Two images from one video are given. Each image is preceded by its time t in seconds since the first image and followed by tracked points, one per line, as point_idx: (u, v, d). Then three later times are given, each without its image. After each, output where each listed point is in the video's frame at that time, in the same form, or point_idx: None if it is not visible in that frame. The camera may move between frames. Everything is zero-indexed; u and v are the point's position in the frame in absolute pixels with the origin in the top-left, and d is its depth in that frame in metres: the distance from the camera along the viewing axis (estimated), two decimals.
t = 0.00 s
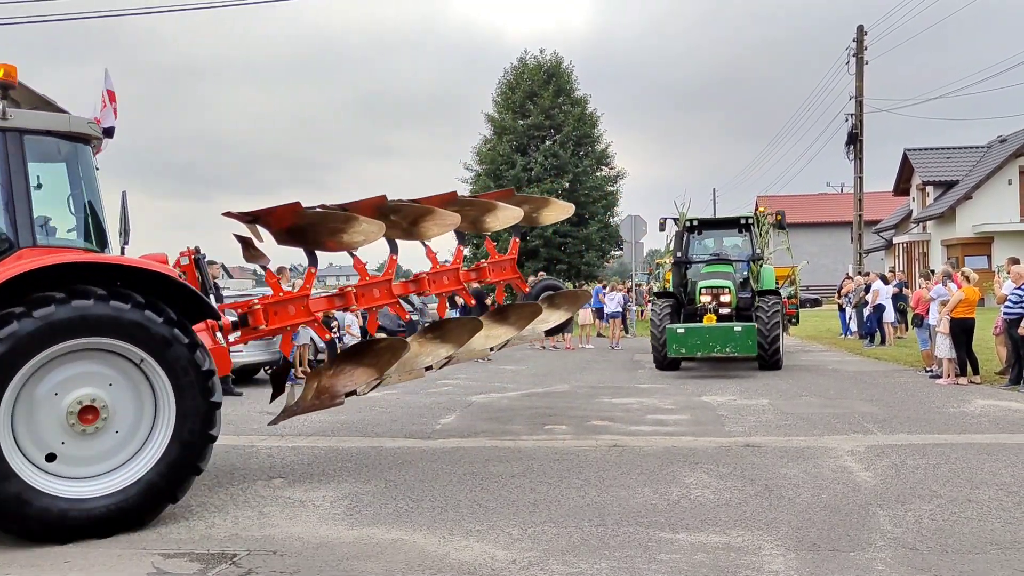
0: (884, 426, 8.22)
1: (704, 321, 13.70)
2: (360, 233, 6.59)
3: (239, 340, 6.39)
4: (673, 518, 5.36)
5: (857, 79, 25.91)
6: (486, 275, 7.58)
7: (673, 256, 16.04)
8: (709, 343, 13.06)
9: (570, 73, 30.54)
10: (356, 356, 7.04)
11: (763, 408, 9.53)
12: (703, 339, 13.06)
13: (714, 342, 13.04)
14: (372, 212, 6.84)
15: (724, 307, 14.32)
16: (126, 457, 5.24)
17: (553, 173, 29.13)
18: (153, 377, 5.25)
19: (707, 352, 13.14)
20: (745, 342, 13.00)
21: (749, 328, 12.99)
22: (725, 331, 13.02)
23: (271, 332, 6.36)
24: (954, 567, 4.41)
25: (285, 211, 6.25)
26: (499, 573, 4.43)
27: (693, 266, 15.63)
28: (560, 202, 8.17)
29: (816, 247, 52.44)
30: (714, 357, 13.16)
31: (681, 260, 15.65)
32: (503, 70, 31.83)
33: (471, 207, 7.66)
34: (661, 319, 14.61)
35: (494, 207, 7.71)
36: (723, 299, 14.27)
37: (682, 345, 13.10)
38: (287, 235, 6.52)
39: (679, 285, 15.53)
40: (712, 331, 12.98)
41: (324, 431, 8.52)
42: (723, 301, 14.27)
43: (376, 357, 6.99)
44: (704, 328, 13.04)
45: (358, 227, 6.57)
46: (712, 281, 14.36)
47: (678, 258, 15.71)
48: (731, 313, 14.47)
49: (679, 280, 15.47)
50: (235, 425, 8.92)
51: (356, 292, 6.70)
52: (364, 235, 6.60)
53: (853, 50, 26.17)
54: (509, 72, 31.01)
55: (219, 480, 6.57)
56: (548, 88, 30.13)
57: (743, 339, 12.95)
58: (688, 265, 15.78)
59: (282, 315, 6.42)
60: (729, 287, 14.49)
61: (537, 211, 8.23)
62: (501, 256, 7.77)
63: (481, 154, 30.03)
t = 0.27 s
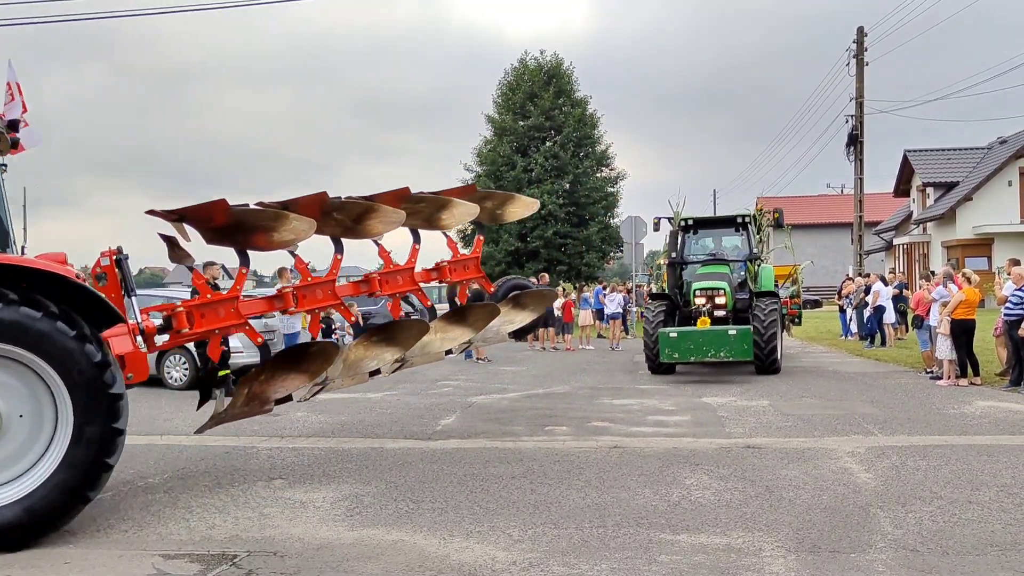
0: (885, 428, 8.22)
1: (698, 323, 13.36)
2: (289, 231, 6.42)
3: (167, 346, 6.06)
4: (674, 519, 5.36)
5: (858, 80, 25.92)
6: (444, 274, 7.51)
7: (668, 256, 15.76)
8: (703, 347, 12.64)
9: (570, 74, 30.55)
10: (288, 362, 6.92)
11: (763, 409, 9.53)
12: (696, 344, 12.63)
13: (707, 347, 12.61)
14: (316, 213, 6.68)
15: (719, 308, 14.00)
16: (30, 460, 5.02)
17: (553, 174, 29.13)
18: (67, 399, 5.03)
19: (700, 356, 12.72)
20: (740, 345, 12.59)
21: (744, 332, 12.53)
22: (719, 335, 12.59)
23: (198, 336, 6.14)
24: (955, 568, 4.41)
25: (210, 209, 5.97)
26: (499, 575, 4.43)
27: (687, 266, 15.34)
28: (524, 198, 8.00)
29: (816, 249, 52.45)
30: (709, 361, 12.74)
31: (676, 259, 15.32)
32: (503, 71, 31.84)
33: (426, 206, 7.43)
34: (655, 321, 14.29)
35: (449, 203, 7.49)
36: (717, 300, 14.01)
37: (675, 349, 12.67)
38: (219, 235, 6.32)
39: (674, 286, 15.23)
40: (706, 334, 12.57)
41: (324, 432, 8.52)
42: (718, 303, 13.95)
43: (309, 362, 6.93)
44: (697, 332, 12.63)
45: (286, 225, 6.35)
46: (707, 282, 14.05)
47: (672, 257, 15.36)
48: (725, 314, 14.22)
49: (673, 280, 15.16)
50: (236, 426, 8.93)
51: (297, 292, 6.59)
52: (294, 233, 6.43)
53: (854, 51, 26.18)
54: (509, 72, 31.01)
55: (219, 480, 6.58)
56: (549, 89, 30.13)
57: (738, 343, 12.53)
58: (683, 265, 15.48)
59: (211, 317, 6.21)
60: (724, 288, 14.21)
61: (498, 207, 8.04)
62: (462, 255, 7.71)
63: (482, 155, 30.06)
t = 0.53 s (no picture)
0: (886, 428, 8.21)
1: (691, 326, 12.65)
2: (208, 229, 6.12)
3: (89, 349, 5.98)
4: (675, 520, 5.36)
5: (859, 80, 25.92)
6: (400, 272, 7.15)
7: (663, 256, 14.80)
8: (695, 351, 11.89)
9: (571, 76, 30.57)
10: (205, 372, 6.59)
11: (764, 410, 9.53)
12: (688, 347, 11.90)
13: (700, 350, 11.86)
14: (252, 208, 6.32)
15: (714, 311, 13.19)
16: None
17: (554, 175, 29.13)
18: None
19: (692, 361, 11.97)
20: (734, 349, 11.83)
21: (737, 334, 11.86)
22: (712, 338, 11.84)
23: (114, 338, 5.96)
24: (957, 570, 4.41)
25: (125, 206, 5.68)
26: None
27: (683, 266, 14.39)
28: (485, 193, 7.62)
29: (817, 249, 52.43)
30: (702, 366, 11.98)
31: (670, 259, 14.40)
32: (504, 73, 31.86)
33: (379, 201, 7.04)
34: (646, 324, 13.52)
35: (400, 198, 7.05)
36: (712, 302, 13.19)
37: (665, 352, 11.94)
38: (139, 233, 6.06)
39: (668, 287, 14.36)
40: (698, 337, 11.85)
41: (325, 433, 8.51)
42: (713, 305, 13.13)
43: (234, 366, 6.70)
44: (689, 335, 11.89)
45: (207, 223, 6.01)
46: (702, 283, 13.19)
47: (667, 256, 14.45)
48: (720, 316, 13.40)
49: (668, 281, 14.26)
50: (237, 427, 8.93)
51: (230, 292, 6.38)
52: (215, 230, 6.13)
53: (855, 52, 26.17)
54: (510, 73, 31.02)
55: (221, 481, 6.59)
56: (549, 90, 30.15)
57: (732, 347, 11.79)
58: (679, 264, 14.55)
59: (132, 319, 6.02)
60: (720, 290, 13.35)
61: (459, 201, 7.67)
62: (423, 251, 7.35)
63: (482, 156, 30.06)
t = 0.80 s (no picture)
0: (887, 429, 8.21)
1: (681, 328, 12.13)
2: (120, 231, 5.96)
3: None
4: (676, 520, 5.36)
5: (860, 80, 25.92)
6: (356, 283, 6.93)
7: (657, 255, 14.11)
8: (684, 353, 11.38)
9: (572, 76, 30.58)
10: (123, 390, 5.94)
11: (765, 410, 9.53)
12: (678, 349, 11.41)
13: (689, 352, 11.36)
14: (187, 210, 6.16)
15: (707, 312, 12.55)
16: None
17: (555, 176, 29.13)
18: None
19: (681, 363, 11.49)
20: (725, 351, 11.29)
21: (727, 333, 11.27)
22: (703, 339, 11.32)
23: (23, 345, 5.43)
24: (958, 570, 4.40)
25: (38, 205, 5.48)
26: None
27: (676, 266, 13.69)
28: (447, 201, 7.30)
29: (818, 250, 52.42)
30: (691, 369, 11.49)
31: (663, 259, 13.70)
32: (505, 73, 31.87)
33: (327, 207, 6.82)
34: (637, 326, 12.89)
35: (347, 203, 6.84)
36: (705, 303, 12.52)
37: (655, 355, 11.48)
38: (55, 235, 5.82)
39: (662, 287, 13.68)
40: (687, 339, 11.34)
41: (326, 433, 8.52)
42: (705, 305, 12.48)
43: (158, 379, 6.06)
44: (679, 336, 11.41)
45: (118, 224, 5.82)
46: (694, 283, 12.53)
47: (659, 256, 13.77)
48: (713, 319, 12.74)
49: (660, 281, 13.58)
50: (237, 427, 8.93)
51: (159, 300, 6.04)
52: (130, 232, 5.96)
53: (857, 52, 26.16)
54: (511, 73, 31.03)
55: (222, 481, 6.60)
56: (551, 91, 30.16)
57: (723, 349, 11.27)
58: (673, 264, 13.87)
59: (41, 326, 5.49)
60: (714, 290, 12.68)
61: (420, 209, 7.34)
62: (382, 261, 7.09)
63: (484, 156, 30.07)
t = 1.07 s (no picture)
0: (889, 429, 8.20)
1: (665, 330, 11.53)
2: (20, 225, 5.66)
3: None
4: (677, 520, 5.36)
5: (862, 80, 25.91)
6: (306, 281, 6.43)
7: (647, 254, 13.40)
8: (668, 359, 10.83)
9: (572, 76, 30.58)
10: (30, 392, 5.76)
11: (766, 411, 9.53)
12: (662, 355, 10.87)
13: (673, 359, 10.80)
14: (114, 206, 5.75)
15: (696, 314, 11.92)
16: None
17: (555, 176, 29.11)
18: None
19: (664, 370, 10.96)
20: (711, 357, 10.70)
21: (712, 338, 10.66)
22: (686, 345, 10.76)
23: None
24: (959, 571, 4.40)
25: None
26: None
27: (668, 265, 13.05)
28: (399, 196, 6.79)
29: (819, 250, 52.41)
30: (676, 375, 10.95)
31: (653, 258, 13.07)
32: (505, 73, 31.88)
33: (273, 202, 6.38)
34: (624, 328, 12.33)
35: (288, 197, 6.35)
36: (693, 305, 11.87)
37: (638, 361, 10.95)
38: None
39: (651, 288, 13.06)
40: (671, 344, 10.79)
41: (327, 434, 8.53)
42: (695, 308, 11.88)
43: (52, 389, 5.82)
44: (663, 341, 10.86)
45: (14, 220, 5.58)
46: (682, 284, 11.90)
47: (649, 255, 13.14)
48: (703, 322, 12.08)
49: (650, 281, 12.96)
50: (238, 428, 8.93)
51: (77, 299, 5.49)
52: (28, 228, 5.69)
53: (858, 52, 26.14)
54: (512, 74, 31.03)
55: (223, 482, 6.60)
56: (551, 91, 30.16)
57: (708, 355, 10.70)
58: (665, 263, 13.26)
59: None
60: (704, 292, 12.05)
61: (374, 204, 6.80)
62: (336, 259, 6.66)
63: (484, 156, 30.07)
